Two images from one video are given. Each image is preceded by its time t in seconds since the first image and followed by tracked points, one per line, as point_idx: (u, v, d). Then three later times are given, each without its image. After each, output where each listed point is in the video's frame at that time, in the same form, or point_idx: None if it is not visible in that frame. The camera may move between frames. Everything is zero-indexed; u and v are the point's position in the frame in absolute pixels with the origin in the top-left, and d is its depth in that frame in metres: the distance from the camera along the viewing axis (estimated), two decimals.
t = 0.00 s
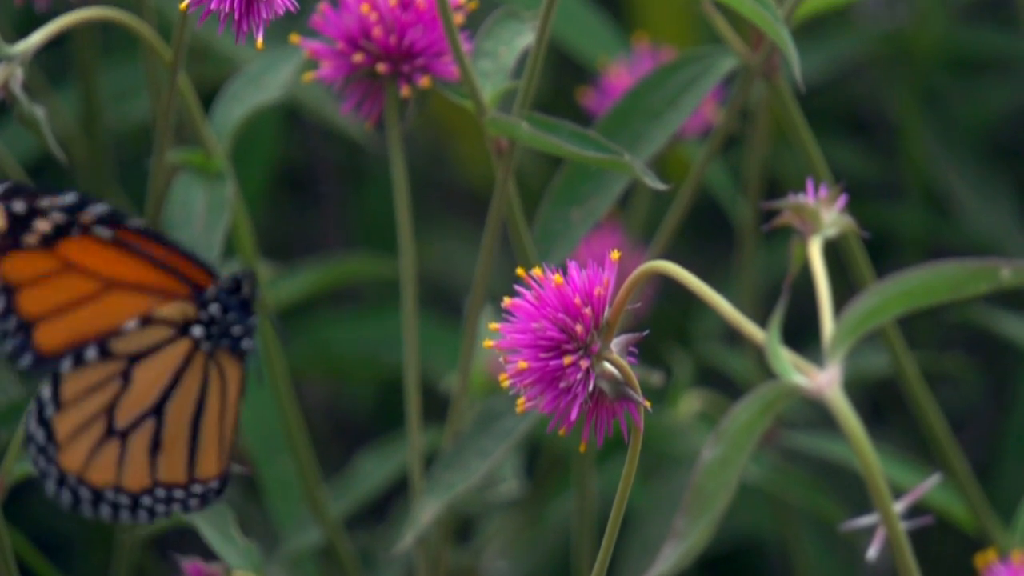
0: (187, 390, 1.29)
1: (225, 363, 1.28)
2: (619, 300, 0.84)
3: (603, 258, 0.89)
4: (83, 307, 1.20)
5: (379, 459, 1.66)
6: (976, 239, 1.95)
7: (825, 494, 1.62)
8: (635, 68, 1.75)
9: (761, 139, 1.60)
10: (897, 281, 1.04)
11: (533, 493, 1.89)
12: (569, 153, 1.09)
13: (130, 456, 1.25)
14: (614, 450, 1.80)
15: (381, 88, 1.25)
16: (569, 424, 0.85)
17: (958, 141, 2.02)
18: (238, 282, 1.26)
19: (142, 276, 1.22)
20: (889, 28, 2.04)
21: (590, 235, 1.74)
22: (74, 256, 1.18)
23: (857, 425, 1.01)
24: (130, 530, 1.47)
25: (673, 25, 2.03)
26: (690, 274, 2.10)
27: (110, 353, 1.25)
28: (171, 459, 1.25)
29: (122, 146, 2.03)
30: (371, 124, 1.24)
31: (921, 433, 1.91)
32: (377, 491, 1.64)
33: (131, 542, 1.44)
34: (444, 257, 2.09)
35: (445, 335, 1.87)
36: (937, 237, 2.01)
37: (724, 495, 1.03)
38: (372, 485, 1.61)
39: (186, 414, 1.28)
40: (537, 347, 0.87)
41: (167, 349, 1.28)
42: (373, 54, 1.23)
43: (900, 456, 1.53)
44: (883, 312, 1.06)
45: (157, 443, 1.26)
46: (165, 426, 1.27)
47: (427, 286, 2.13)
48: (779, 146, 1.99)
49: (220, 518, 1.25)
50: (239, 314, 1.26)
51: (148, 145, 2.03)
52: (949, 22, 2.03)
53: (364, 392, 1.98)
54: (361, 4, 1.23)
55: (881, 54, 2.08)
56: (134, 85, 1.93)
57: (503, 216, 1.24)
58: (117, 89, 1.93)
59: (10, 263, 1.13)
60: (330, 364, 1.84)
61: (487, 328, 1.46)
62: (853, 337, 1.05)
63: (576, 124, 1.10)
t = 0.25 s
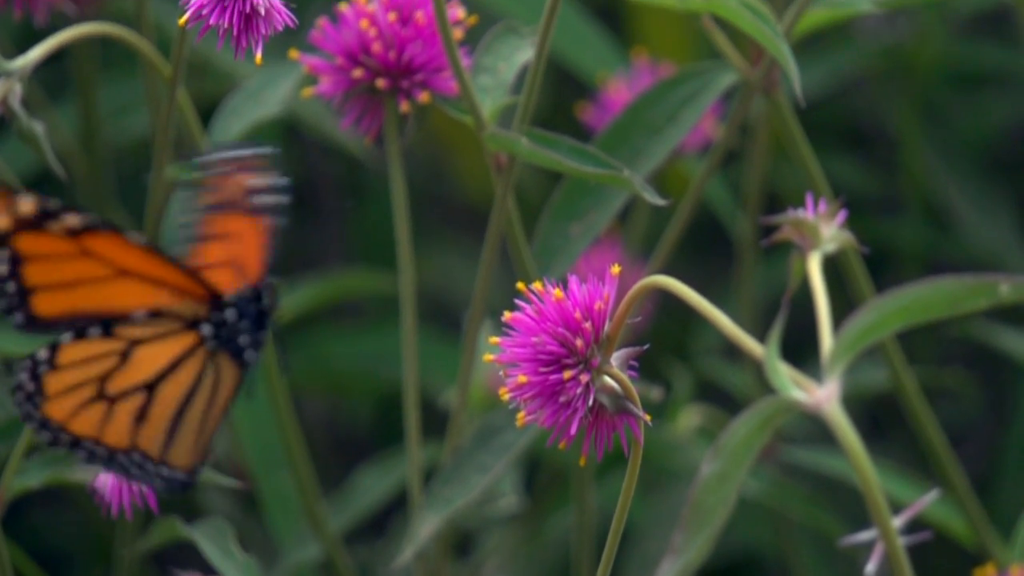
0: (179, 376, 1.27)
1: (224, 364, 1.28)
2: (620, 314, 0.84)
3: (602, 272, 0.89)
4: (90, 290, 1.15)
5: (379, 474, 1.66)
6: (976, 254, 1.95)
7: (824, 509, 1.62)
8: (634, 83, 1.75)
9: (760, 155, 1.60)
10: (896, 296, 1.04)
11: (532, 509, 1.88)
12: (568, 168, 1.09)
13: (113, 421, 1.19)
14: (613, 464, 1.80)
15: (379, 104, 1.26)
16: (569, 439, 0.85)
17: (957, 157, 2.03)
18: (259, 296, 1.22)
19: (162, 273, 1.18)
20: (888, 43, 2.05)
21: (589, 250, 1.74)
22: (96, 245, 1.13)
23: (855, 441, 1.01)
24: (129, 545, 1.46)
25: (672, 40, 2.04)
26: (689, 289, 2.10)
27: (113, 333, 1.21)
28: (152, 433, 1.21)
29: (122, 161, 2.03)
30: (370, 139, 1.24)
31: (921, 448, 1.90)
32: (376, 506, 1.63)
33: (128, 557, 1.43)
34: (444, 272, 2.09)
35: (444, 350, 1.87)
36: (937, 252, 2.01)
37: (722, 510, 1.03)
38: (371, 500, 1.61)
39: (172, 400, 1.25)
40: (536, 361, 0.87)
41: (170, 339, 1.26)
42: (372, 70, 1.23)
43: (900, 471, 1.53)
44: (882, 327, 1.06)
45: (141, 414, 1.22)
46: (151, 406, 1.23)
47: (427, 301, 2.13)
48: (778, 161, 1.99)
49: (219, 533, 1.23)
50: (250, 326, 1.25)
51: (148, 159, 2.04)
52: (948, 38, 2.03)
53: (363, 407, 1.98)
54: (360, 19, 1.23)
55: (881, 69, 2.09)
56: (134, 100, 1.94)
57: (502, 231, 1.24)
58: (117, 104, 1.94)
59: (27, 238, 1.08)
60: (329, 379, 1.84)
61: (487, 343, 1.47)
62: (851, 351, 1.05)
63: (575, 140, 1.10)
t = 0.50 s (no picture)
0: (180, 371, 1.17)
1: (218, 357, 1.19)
2: (620, 327, 0.84)
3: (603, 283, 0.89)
4: (133, 305, 1.05)
5: (379, 488, 1.65)
6: (977, 269, 1.95)
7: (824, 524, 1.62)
8: (634, 96, 1.76)
9: (759, 169, 1.60)
10: (895, 310, 1.05)
11: (532, 523, 1.88)
12: (567, 181, 1.09)
13: (98, 422, 1.09)
14: (613, 478, 1.80)
15: (379, 118, 1.26)
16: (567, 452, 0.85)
17: (957, 170, 2.03)
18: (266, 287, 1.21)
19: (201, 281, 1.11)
20: (889, 56, 2.05)
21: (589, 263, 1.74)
22: (169, 266, 1.05)
23: (855, 454, 1.01)
24: (127, 559, 1.46)
25: (672, 54, 2.05)
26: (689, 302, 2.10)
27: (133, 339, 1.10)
28: (137, 423, 1.12)
29: (121, 175, 2.03)
30: (370, 153, 1.24)
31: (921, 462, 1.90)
32: (375, 520, 1.63)
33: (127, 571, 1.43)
34: (443, 286, 2.09)
35: (444, 364, 1.87)
36: (937, 266, 2.01)
37: (722, 524, 1.03)
38: (371, 514, 1.61)
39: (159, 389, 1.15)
40: (535, 372, 0.87)
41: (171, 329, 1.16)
42: (372, 83, 1.23)
43: (900, 485, 1.53)
44: (881, 341, 1.06)
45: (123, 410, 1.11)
46: (151, 406, 1.13)
47: (427, 314, 2.13)
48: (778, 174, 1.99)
49: (217, 547, 1.23)
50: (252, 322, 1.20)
51: (148, 173, 2.04)
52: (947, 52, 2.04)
53: (363, 420, 1.98)
54: (360, 33, 1.23)
55: (881, 83, 2.09)
56: (134, 113, 1.94)
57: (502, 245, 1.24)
58: (117, 118, 1.94)
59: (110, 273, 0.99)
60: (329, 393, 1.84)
61: (486, 357, 1.47)
62: (851, 365, 1.05)
63: (575, 153, 1.10)
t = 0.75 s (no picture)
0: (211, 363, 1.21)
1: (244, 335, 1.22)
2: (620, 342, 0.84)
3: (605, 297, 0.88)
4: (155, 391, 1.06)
5: (378, 504, 1.65)
6: (977, 285, 1.95)
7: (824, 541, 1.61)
8: (634, 113, 1.76)
9: (758, 185, 1.60)
10: (894, 327, 1.05)
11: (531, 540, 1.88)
12: (566, 198, 1.09)
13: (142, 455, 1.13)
14: (612, 494, 1.80)
15: (378, 135, 1.26)
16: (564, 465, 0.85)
17: (956, 187, 2.03)
18: (249, 253, 1.20)
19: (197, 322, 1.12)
20: (889, 73, 2.06)
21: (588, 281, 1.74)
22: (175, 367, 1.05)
23: (854, 471, 1.00)
24: None
25: (671, 71, 2.05)
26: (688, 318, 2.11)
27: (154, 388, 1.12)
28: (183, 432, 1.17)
29: (121, 192, 2.03)
30: (368, 170, 1.24)
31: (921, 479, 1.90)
32: (374, 537, 1.63)
33: None
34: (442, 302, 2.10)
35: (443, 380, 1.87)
36: (936, 283, 2.01)
37: (721, 540, 1.03)
38: (370, 531, 1.60)
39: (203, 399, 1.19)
40: (533, 385, 0.87)
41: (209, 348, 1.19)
42: (371, 100, 1.23)
43: (899, 502, 1.53)
44: (881, 357, 1.06)
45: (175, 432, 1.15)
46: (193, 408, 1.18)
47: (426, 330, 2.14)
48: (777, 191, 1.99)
49: (216, 564, 1.23)
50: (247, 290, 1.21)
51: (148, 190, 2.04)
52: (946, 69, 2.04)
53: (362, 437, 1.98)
54: (360, 49, 1.24)
55: (880, 99, 2.10)
56: (133, 129, 1.94)
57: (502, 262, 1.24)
58: (118, 135, 1.95)
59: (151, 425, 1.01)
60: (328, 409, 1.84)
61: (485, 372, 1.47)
62: (850, 381, 1.05)
63: (575, 170, 1.10)
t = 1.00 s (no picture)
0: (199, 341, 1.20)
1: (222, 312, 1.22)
2: (620, 354, 0.84)
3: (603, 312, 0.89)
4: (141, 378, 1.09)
5: (377, 519, 1.65)
6: (976, 300, 1.95)
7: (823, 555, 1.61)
8: (633, 127, 1.77)
9: (756, 199, 1.61)
10: (893, 341, 1.04)
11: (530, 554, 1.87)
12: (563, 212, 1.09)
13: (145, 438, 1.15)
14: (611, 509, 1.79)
15: (376, 149, 1.26)
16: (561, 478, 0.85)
17: (954, 202, 2.04)
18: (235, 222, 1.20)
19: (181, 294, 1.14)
20: (888, 87, 2.06)
21: (587, 296, 1.75)
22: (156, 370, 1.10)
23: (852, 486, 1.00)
24: None
25: (669, 85, 2.06)
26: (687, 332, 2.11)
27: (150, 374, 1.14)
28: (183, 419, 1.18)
29: (120, 207, 2.04)
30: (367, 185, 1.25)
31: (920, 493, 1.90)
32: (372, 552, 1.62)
33: None
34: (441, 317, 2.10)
35: (442, 395, 1.87)
36: (935, 297, 2.01)
37: (720, 553, 1.02)
38: (368, 545, 1.60)
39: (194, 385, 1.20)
40: (531, 397, 0.87)
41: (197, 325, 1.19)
42: (370, 114, 1.24)
43: (898, 516, 1.52)
44: (879, 371, 1.06)
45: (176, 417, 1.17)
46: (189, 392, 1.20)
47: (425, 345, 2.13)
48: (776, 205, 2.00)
49: None
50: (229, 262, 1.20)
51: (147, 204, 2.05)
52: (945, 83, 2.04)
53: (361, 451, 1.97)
54: (359, 64, 1.24)
55: (880, 113, 2.10)
56: (132, 144, 1.95)
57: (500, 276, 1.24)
58: (117, 150, 1.95)
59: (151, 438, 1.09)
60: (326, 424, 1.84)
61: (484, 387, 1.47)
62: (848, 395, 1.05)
63: (573, 185, 1.10)
